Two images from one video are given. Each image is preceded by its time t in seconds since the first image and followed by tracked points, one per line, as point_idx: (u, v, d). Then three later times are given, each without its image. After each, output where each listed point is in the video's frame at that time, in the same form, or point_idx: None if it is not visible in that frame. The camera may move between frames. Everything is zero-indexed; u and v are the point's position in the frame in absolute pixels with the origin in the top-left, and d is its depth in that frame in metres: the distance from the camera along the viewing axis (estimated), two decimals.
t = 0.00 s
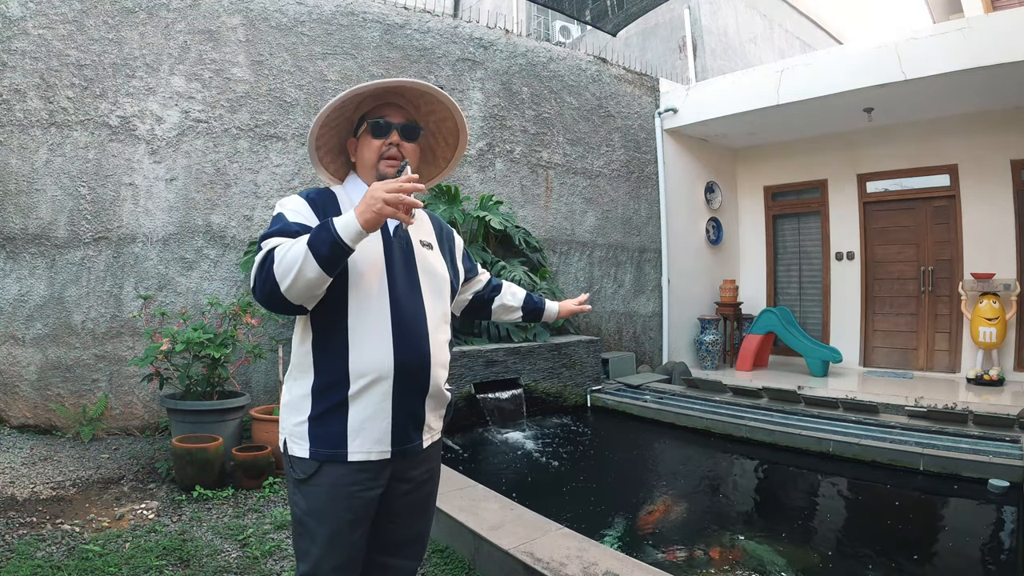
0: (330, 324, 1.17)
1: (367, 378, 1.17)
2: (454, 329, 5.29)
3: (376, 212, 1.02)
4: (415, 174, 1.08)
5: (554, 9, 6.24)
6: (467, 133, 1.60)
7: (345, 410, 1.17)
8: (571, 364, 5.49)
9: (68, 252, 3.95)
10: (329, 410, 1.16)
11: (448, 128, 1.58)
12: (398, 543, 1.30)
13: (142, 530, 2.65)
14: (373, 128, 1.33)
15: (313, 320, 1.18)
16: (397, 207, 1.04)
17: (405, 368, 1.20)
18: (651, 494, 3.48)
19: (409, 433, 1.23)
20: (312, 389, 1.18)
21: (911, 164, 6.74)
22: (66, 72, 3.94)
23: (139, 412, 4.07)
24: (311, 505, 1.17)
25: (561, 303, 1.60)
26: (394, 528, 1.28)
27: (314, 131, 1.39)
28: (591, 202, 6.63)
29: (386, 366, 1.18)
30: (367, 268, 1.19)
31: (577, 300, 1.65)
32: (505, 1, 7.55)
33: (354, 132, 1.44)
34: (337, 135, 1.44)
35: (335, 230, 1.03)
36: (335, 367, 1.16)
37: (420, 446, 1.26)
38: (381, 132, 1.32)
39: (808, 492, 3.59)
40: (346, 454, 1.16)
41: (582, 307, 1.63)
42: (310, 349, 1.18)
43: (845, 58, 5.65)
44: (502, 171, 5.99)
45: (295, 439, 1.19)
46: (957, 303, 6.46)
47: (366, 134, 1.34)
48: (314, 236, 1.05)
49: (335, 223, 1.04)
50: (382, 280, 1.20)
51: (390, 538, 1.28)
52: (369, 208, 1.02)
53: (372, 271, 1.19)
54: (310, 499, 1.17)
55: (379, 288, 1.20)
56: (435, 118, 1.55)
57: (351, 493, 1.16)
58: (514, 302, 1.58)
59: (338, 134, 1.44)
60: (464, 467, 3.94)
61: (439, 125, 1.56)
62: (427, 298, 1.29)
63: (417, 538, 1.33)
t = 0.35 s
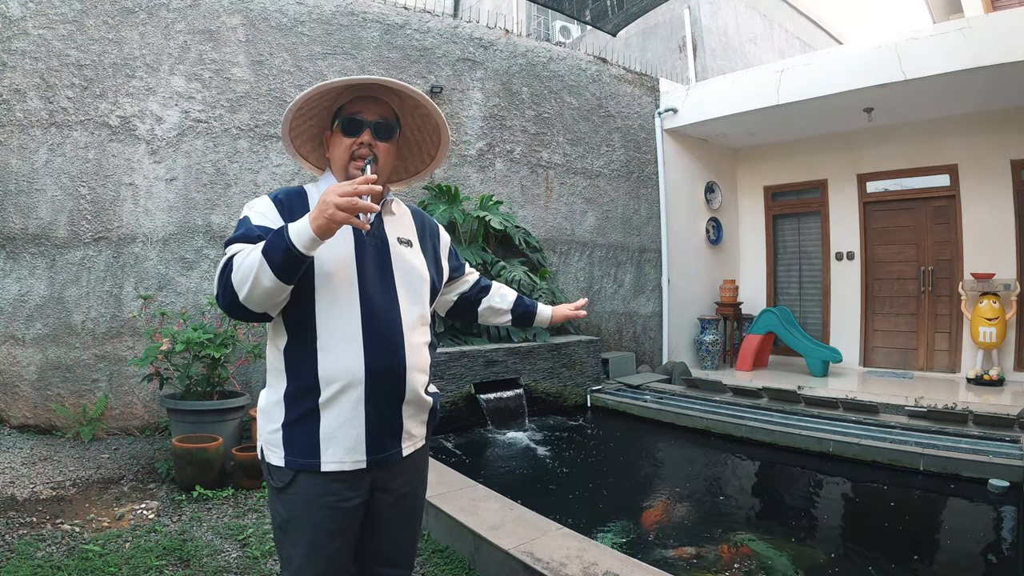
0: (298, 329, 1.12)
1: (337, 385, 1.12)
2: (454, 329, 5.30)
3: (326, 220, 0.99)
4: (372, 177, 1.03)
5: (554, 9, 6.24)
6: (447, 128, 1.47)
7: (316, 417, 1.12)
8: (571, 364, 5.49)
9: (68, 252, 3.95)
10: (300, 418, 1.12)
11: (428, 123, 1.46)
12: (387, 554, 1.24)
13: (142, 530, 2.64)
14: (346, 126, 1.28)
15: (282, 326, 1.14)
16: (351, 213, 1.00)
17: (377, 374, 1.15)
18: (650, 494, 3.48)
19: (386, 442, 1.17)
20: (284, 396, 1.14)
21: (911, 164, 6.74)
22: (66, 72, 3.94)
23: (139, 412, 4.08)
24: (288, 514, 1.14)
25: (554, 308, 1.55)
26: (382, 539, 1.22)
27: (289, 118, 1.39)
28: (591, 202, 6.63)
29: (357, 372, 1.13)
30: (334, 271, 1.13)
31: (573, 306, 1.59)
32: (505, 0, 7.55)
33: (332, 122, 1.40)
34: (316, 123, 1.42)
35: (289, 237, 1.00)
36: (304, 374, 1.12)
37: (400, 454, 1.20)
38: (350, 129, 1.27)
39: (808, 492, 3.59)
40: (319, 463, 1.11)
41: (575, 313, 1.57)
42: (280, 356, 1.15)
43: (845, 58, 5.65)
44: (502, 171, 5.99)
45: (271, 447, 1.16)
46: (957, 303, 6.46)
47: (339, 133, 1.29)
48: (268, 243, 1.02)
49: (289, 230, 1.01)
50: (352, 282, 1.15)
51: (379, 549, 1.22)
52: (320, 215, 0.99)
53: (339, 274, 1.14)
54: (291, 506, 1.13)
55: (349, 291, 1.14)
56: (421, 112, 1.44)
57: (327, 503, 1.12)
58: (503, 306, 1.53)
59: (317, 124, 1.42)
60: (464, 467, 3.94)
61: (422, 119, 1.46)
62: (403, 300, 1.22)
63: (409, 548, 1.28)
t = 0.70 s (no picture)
0: (266, 336, 1.09)
1: (307, 394, 1.08)
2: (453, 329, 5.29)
3: (284, 220, 0.92)
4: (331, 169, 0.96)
5: (554, 9, 6.24)
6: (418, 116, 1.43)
7: (288, 429, 1.09)
8: (571, 364, 5.49)
9: (68, 252, 3.95)
10: (272, 429, 1.09)
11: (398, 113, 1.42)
12: (376, 562, 1.21)
13: (142, 531, 2.64)
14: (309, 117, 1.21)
15: (250, 333, 1.10)
16: (310, 210, 0.93)
17: (350, 381, 1.11)
18: (649, 494, 3.48)
19: (362, 451, 1.14)
20: (254, 406, 1.11)
21: (911, 164, 6.74)
22: (66, 72, 3.94)
23: (139, 412, 4.08)
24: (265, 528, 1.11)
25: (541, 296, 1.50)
26: (367, 548, 1.20)
27: (252, 116, 1.33)
28: (591, 202, 6.63)
29: (327, 379, 1.09)
30: (300, 273, 1.09)
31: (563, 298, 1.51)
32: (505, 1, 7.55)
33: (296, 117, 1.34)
34: (281, 119, 1.36)
35: (245, 238, 0.94)
36: (273, 383, 1.08)
37: (379, 462, 1.17)
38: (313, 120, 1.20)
39: (808, 492, 3.59)
40: (292, 476, 1.08)
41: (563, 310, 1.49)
42: (248, 364, 1.11)
43: (845, 58, 5.65)
44: (502, 171, 5.99)
45: (244, 459, 1.13)
46: (957, 303, 6.46)
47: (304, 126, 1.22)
48: (225, 246, 0.97)
49: (247, 231, 0.95)
50: (320, 283, 1.10)
51: (365, 556, 1.20)
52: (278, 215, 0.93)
53: (306, 277, 1.09)
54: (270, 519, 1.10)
55: (317, 293, 1.10)
56: (388, 100, 1.39)
57: (304, 515, 1.09)
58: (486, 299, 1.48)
59: (281, 120, 1.36)
60: (463, 468, 3.94)
61: (391, 109, 1.41)
62: (376, 301, 1.18)
63: (399, 555, 1.25)
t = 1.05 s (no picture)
0: (251, 345, 1.06)
1: (298, 402, 1.08)
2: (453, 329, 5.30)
3: (264, 213, 0.90)
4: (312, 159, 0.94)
5: (554, 9, 6.24)
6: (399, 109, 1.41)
7: (279, 439, 1.08)
8: (571, 364, 5.49)
9: (68, 252, 3.95)
10: (262, 440, 1.08)
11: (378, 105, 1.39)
12: (376, 563, 1.21)
13: (142, 531, 2.64)
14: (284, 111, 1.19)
15: (233, 342, 1.08)
16: (292, 201, 0.92)
17: (340, 385, 1.11)
18: (648, 494, 3.49)
19: (355, 455, 1.14)
20: (241, 417, 1.09)
21: (912, 164, 6.74)
22: (66, 72, 3.94)
23: (139, 412, 4.08)
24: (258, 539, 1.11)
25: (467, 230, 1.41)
26: (364, 551, 1.20)
27: (226, 110, 1.30)
28: (591, 202, 6.63)
29: (318, 386, 1.09)
30: (284, 278, 1.07)
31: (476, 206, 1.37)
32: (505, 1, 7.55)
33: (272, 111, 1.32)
34: (257, 114, 1.33)
35: (224, 237, 0.91)
36: (261, 393, 1.07)
37: (372, 465, 1.18)
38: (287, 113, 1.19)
39: (807, 492, 3.59)
40: (287, 486, 1.08)
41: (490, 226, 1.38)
42: (232, 374, 1.09)
43: (845, 58, 5.65)
44: (502, 171, 5.99)
45: (232, 471, 1.11)
46: (957, 303, 6.46)
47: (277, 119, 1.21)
48: (203, 246, 0.93)
49: (225, 228, 0.92)
50: (305, 286, 1.10)
51: (362, 559, 1.20)
52: (257, 208, 0.90)
53: (290, 281, 1.08)
54: (261, 525, 1.09)
55: (302, 297, 1.09)
56: (368, 93, 1.36)
57: (300, 522, 1.09)
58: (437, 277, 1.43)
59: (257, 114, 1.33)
60: (463, 467, 3.95)
61: (371, 101, 1.39)
62: (363, 302, 1.18)
63: (398, 555, 1.25)
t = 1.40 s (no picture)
0: (247, 353, 1.06)
1: (297, 409, 1.07)
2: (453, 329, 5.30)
3: (260, 224, 0.90)
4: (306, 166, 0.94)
5: (554, 9, 6.24)
6: (383, 102, 1.41)
7: (278, 445, 1.07)
8: (571, 364, 5.49)
9: (68, 252, 3.95)
10: (260, 447, 1.07)
11: (361, 98, 1.39)
12: (374, 562, 1.22)
13: (142, 531, 2.64)
14: (271, 111, 1.19)
15: (226, 350, 1.06)
16: (287, 211, 0.91)
17: (338, 390, 1.11)
18: (648, 494, 3.48)
19: (353, 456, 1.15)
20: (237, 425, 1.08)
21: (911, 164, 6.74)
22: (66, 72, 3.94)
23: (139, 412, 4.08)
24: (256, 545, 1.10)
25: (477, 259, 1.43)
26: (361, 550, 1.21)
27: (205, 113, 1.27)
28: (590, 202, 6.63)
29: (315, 392, 1.08)
30: (277, 285, 1.07)
31: (495, 245, 1.41)
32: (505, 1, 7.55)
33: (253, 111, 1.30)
34: (237, 116, 1.31)
35: (218, 247, 0.90)
36: (258, 401, 1.06)
37: (369, 466, 1.18)
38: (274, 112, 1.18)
39: (808, 492, 3.59)
40: (287, 492, 1.07)
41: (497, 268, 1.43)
42: (227, 382, 1.08)
43: (845, 58, 5.65)
44: (502, 171, 5.99)
45: (228, 479, 1.10)
46: (957, 303, 6.46)
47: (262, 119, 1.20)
48: (196, 257, 0.92)
49: (218, 239, 0.91)
50: (298, 293, 1.09)
51: (359, 559, 1.21)
52: (252, 220, 0.90)
53: (284, 288, 1.08)
54: (258, 529, 1.09)
55: (296, 304, 1.09)
56: (349, 86, 1.36)
57: (299, 525, 1.09)
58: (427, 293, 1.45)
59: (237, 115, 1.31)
60: (463, 467, 3.95)
61: (352, 94, 1.38)
62: (354, 306, 1.18)
63: (396, 554, 1.26)
